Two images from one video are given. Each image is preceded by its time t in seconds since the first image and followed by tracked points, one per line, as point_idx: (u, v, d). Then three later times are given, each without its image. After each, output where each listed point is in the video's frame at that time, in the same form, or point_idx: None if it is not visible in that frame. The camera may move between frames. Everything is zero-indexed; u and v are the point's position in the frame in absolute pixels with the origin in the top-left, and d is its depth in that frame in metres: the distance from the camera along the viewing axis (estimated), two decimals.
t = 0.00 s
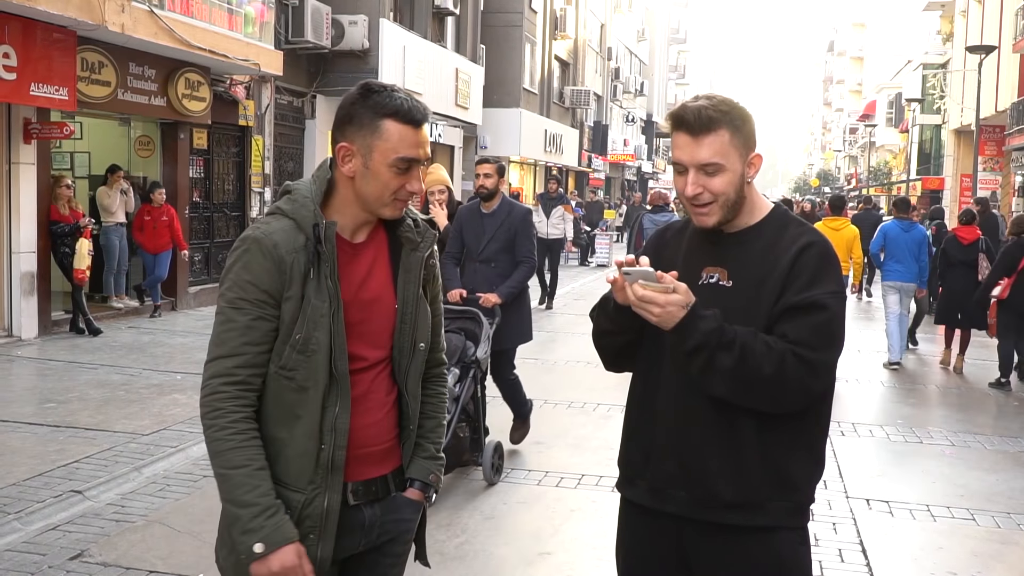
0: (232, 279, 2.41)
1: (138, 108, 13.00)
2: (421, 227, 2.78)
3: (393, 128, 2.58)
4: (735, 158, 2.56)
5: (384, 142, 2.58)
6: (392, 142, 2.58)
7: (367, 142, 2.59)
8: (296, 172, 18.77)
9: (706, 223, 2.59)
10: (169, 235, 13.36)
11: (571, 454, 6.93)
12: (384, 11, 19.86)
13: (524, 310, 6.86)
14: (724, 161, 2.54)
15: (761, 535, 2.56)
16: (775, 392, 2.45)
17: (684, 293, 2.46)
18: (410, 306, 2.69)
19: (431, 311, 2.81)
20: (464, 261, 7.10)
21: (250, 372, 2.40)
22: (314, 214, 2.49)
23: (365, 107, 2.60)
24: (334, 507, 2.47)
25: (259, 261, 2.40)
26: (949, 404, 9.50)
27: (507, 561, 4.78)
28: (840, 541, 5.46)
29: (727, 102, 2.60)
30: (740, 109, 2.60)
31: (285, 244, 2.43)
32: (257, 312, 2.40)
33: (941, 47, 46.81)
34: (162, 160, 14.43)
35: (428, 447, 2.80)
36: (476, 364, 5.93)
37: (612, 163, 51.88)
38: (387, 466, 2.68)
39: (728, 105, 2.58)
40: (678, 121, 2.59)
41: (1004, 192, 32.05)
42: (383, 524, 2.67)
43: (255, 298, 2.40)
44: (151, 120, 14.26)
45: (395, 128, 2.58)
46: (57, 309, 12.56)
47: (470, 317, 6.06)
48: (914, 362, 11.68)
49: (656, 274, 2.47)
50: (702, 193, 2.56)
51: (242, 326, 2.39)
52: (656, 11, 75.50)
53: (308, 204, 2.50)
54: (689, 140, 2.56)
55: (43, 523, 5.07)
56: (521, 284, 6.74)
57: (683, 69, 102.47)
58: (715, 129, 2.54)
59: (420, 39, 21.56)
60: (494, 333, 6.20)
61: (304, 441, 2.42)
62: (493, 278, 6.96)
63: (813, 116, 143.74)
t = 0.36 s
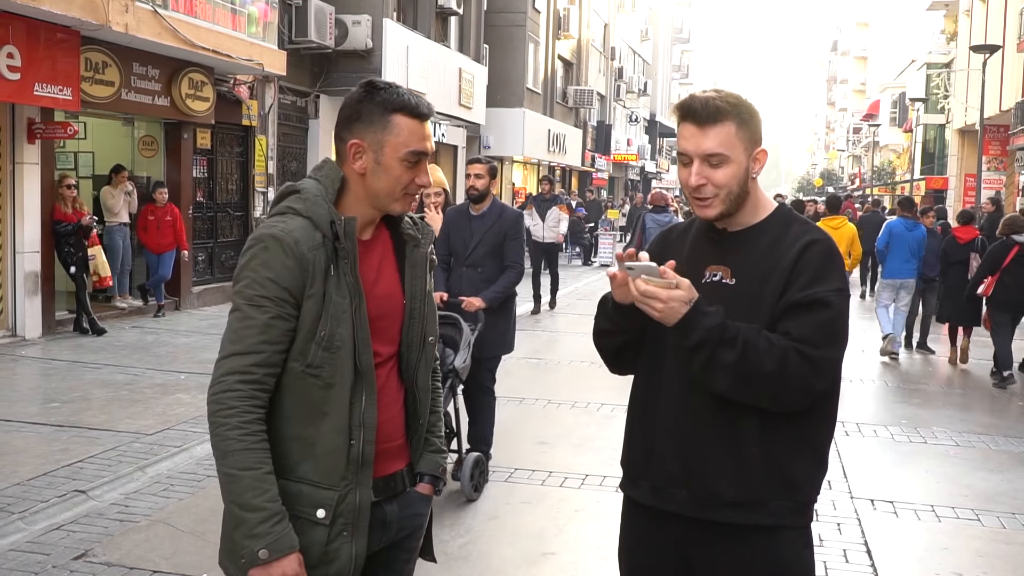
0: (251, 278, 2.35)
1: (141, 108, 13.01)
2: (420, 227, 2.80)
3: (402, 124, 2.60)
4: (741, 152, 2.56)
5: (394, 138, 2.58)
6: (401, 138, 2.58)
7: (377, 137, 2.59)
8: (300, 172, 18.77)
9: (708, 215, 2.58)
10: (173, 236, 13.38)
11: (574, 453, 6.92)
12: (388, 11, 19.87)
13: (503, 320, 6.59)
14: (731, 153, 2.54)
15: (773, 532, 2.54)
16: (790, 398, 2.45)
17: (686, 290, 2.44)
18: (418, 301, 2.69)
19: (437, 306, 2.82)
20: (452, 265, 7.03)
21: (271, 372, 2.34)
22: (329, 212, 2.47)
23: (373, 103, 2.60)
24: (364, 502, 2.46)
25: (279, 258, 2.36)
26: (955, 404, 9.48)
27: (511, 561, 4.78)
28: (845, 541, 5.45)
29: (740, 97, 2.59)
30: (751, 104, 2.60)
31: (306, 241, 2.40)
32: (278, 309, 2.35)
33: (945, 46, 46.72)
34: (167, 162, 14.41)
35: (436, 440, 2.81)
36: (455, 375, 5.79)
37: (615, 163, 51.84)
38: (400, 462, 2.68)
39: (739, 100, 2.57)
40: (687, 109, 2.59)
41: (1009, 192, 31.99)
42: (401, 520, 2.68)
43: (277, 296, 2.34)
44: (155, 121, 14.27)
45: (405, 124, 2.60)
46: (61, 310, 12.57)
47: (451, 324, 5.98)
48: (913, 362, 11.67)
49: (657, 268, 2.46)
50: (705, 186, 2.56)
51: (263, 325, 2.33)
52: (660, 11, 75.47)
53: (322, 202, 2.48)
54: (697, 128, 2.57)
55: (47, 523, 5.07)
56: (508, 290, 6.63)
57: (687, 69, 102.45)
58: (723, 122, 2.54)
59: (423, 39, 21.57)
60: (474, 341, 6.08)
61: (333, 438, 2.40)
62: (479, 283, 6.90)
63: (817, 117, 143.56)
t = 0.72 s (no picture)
0: (216, 268, 2.42)
1: (140, 110, 13.08)
2: (396, 239, 2.83)
3: (381, 139, 2.61)
4: (640, 163, 2.58)
5: (371, 151, 2.61)
6: (378, 151, 2.60)
7: (356, 149, 2.62)
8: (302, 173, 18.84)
9: (614, 221, 2.65)
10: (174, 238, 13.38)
11: (562, 453, 6.95)
12: (389, 13, 19.94)
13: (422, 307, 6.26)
14: (629, 161, 2.59)
15: (718, 530, 2.58)
16: (743, 408, 2.51)
17: (641, 370, 2.46)
18: (385, 311, 2.74)
19: (403, 314, 2.86)
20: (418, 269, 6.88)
21: (226, 361, 2.41)
22: (303, 210, 2.52)
23: (360, 115, 2.63)
24: (311, 498, 2.52)
25: (245, 250, 2.42)
26: (950, 404, 9.49)
27: (493, 561, 4.81)
28: (827, 541, 5.48)
29: (653, 106, 2.62)
30: (666, 114, 2.61)
31: (275, 236, 2.46)
32: (238, 301, 2.41)
33: (952, 46, 46.65)
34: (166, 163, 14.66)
35: (396, 445, 2.85)
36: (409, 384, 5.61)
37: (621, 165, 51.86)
38: (352, 462, 2.74)
39: (650, 107, 2.61)
40: (604, 115, 2.65)
41: (1016, 192, 31.93)
42: (349, 519, 2.73)
43: (238, 289, 2.41)
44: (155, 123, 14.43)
45: (384, 140, 2.61)
46: (61, 312, 12.64)
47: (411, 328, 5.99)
48: (905, 363, 11.64)
49: (609, 357, 2.46)
50: (607, 189, 2.63)
51: (221, 314, 2.40)
52: (666, 12, 75.50)
53: (297, 200, 2.53)
54: (607, 135, 2.64)
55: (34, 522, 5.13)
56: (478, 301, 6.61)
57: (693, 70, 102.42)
58: (625, 129, 2.60)
59: (425, 41, 21.62)
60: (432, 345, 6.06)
61: (286, 432, 2.46)
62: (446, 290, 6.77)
63: (823, 117, 143.30)
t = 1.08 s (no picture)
0: (207, 269, 2.45)
1: (143, 110, 13.11)
2: (389, 238, 2.85)
3: (372, 138, 2.63)
4: (622, 164, 2.61)
5: (363, 151, 2.63)
6: (369, 151, 2.63)
7: (347, 149, 2.64)
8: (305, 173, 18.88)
9: (596, 221, 2.67)
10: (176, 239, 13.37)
11: (561, 453, 6.97)
12: (392, 13, 19.97)
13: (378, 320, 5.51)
14: (610, 163, 2.61)
15: (713, 524, 2.61)
16: (731, 402, 2.54)
17: (633, 359, 2.46)
18: (377, 308, 2.76)
19: (396, 312, 2.88)
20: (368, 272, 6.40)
21: (217, 359, 2.44)
22: (293, 210, 2.54)
23: (349, 115, 2.65)
24: (303, 494, 2.54)
25: (236, 250, 2.45)
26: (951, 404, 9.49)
27: (491, 560, 4.83)
28: (825, 540, 5.49)
29: (631, 108, 2.64)
30: (643, 115, 2.64)
31: (266, 235, 2.49)
32: (229, 299, 2.44)
33: (956, 46, 46.59)
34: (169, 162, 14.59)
35: (389, 442, 2.86)
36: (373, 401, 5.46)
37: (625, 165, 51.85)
38: (346, 458, 2.75)
39: (628, 109, 2.63)
40: (581, 120, 2.68)
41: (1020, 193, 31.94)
42: (341, 515, 2.75)
43: (229, 287, 2.44)
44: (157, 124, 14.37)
45: (375, 139, 2.64)
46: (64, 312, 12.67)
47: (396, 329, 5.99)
48: (906, 364, 11.61)
49: (602, 343, 2.46)
50: (589, 191, 2.65)
51: (212, 313, 2.43)
52: (670, 12, 75.42)
53: (288, 200, 2.56)
54: (586, 137, 2.67)
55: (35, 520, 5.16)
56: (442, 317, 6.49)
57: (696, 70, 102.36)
58: (603, 131, 2.62)
59: (428, 41, 21.64)
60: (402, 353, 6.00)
61: (277, 429, 2.48)
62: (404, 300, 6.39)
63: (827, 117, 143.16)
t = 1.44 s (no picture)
0: (211, 268, 2.47)
1: (149, 110, 13.14)
2: (392, 236, 2.86)
3: (374, 137, 2.64)
4: (626, 160, 2.63)
5: (364, 150, 2.64)
6: (371, 149, 2.64)
7: (350, 148, 2.65)
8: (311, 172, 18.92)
9: (599, 218, 2.68)
10: (182, 238, 13.40)
11: (565, 452, 6.97)
12: (398, 13, 19.98)
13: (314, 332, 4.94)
14: (613, 159, 2.63)
15: (716, 521, 2.61)
16: (733, 397, 2.54)
17: (638, 354, 2.51)
18: (380, 306, 2.77)
19: (398, 311, 2.89)
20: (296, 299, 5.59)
21: (221, 357, 2.46)
22: (296, 210, 2.55)
23: (350, 114, 2.66)
24: (306, 491, 2.55)
25: (238, 249, 2.47)
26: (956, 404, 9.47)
27: (495, 558, 4.84)
28: (829, 540, 5.49)
29: (635, 105, 2.65)
30: (646, 112, 2.65)
31: (268, 234, 2.50)
32: (232, 298, 2.46)
33: (963, 46, 46.45)
34: (176, 162, 14.67)
35: (393, 440, 2.87)
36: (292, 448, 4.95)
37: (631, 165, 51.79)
38: (349, 457, 2.77)
39: (631, 106, 2.64)
40: (585, 118, 2.69)
41: None
42: (344, 513, 2.76)
43: (232, 286, 2.46)
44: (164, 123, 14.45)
45: (376, 138, 2.65)
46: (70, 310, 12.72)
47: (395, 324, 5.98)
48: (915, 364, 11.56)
49: (607, 341, 2.50)
50: (592, 188, 2.66)
51: (215, 312, 2.45)
52: (676, 12, 75.36)
53: (292, 200, 2.57)
54: (589, 136, 2.67)
55: (41, 517, 5.19)
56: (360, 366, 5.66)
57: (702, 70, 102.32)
58: (607, 129, 2.64)
59: (433, 40, 21.63)
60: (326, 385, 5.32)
61: (280, 427, 2.49)
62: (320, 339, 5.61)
63: (834, 118, 142.88)
